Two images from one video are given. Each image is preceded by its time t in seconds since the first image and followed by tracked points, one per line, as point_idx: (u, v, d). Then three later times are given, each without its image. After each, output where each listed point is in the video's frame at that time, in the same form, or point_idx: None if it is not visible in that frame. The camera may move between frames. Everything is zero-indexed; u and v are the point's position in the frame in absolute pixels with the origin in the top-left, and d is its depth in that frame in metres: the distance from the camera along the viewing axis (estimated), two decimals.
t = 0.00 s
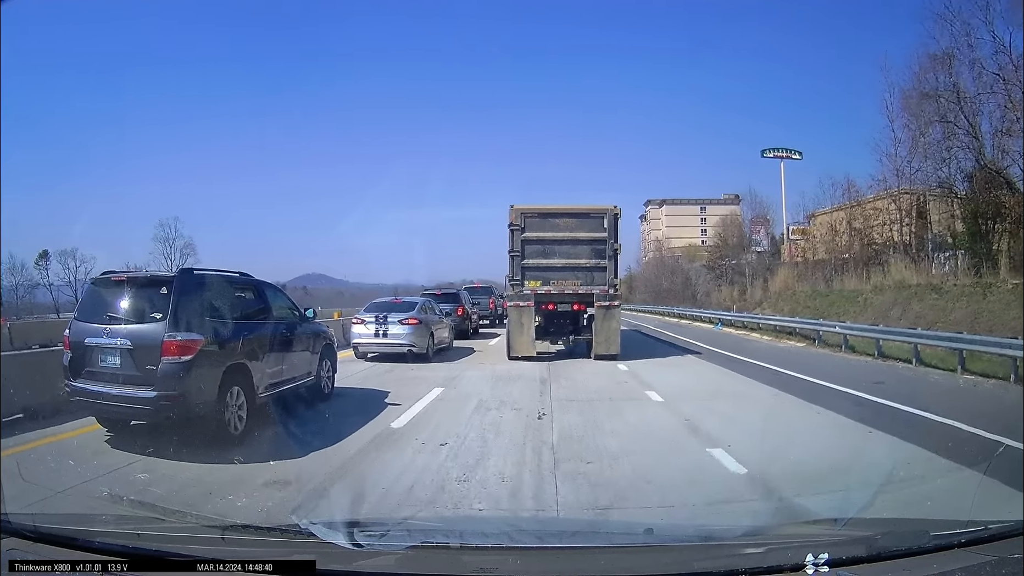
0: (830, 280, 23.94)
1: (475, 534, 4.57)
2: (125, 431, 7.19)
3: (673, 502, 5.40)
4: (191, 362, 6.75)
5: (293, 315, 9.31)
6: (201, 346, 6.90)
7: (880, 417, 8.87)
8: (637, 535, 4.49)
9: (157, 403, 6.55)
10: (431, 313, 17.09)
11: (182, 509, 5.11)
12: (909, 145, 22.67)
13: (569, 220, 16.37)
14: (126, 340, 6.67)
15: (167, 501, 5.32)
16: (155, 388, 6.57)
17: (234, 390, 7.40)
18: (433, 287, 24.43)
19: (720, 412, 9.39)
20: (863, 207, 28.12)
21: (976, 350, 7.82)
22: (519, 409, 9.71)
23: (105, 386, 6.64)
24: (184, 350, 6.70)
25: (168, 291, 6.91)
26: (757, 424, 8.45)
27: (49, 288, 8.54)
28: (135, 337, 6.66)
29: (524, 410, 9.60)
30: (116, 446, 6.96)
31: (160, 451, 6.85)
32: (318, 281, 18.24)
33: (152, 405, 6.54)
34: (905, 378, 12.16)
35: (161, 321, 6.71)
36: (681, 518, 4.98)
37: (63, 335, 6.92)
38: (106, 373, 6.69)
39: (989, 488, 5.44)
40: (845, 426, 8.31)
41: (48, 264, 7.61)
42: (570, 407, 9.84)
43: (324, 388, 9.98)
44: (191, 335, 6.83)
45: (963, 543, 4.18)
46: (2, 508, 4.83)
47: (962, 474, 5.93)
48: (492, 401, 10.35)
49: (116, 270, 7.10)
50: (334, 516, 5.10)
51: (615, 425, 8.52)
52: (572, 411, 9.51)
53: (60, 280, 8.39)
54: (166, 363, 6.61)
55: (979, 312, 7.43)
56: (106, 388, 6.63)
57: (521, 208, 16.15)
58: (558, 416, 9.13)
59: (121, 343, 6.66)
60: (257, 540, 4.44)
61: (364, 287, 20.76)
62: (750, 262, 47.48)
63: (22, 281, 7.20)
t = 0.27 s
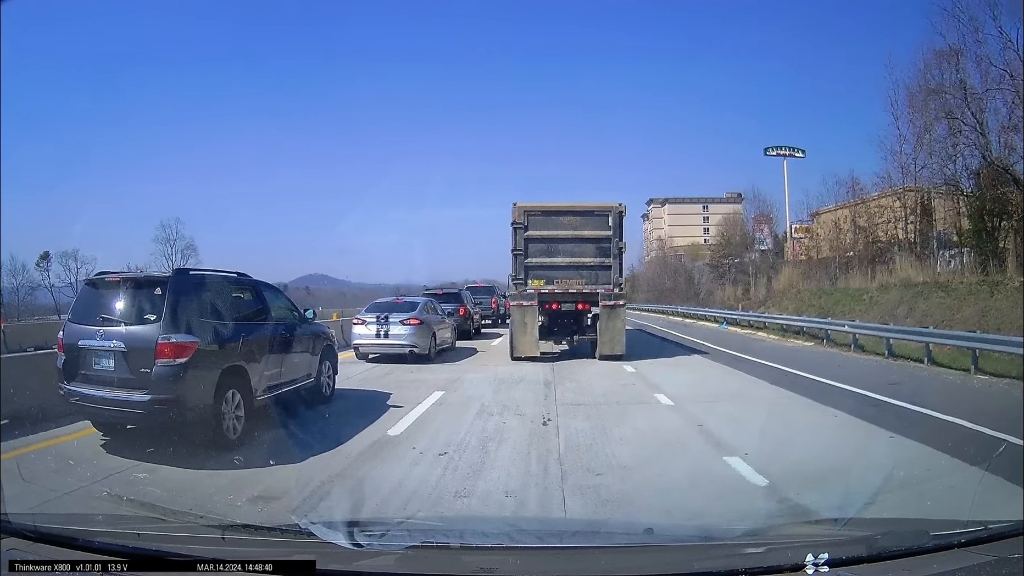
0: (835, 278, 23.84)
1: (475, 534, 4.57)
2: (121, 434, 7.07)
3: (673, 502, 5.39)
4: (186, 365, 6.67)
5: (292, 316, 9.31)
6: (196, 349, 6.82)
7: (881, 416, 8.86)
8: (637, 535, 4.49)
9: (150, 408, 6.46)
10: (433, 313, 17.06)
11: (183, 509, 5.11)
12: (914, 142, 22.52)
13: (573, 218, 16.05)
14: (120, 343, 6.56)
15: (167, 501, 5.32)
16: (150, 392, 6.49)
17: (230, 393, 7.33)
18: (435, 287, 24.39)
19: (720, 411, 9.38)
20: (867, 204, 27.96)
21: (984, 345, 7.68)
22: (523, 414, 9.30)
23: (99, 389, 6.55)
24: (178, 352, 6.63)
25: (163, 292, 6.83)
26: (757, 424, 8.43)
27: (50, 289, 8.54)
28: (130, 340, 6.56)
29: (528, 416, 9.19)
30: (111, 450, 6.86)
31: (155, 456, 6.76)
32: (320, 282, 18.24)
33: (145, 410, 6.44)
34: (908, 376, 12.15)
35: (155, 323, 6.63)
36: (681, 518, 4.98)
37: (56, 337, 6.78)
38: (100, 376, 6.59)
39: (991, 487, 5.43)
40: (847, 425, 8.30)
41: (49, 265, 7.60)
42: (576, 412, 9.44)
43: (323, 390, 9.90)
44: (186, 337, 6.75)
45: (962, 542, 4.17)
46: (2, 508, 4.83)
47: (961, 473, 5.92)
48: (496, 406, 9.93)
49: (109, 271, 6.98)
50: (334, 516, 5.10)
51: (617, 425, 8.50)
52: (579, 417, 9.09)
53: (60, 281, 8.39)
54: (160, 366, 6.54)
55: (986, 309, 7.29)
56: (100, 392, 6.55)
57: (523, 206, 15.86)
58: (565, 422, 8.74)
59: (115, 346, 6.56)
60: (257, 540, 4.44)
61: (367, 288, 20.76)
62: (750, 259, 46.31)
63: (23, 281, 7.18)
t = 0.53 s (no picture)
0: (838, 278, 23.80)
1: (475, 534, 4.57)
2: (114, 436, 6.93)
3: (673, 502, 5.39)
4: (181, 366, 6.53)
5: (292, 316, 9.29)
6: (191, 349, 6.69)
7: (881, 416, 8.85)
8: (637, 535, 4.49)
9: (144, 410, 6.31)
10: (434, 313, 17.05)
11: (183, 509, 5.11)
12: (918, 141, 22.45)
13: (576, 217, 15.93)
14: (113, 343, 6.44)
15: (166, 501, 5.30)
16: (143, 394, 6.35)
17: (227, 395, 7.19)
18: (436, 287, 24.39)
19: (721, 412, 9.38)
20: (871, 204, 27.89)
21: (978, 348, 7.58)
22: (525, 420, 8.92)
23: (94, 391, 6.43)
24: (173, 352, 6.50)
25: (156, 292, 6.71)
26: (757, 424, 8.43)
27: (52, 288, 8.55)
28: (123, 340, 6.44)
29: (530, 421, 8.81)
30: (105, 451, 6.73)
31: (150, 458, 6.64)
32: (322, 281, 18.26)
33: (139, 412, 6.30)
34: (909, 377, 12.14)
35: (149, 324, 6.51)
36: (681, 518, 4.98)
37: (52, 337, 6.71)
38: (95, 377, 6.48)
39: (991, 487, 5.42)
40: (847, 425, 8.30)
41: (49, 264, 7.61)
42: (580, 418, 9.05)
43: (322, 391, 9.80)
44: (180, 338, 6.61)
45: (962, 543, 4.17)
46: (2, 508, 4.83)
47: (961, 474, 5.91)
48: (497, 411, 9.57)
49: (102, 270, 6.87)
50: (334, 516, 5.10)
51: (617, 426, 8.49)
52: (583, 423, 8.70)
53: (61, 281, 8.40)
54: (154, 367, 6.40)
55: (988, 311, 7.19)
56: (93, 393, 6.43)
57: (526, 204, 15.77)
58: (569, 428, 8.37)
59: (108, 346, 6.44)
60: (256, 540, 4.44)
61: (368, 288, 20.78)
62: (755, 259, 46.41)
63: (25, 280, 7.15)
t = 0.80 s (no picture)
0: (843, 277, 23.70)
1: (475, 534, 4.56)
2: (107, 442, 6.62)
3: (673, 501, 5.39)
4: (174, 368, 6.23)
5: (290, 316, 9.13)
6: (185, 350, 6.38)
7: (881, 416, 8.85)
8: (638, 535, 4.49)
9: (136, 414, 6.01)
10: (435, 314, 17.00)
11: (183, 509, 5.11)
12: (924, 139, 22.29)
13: (581, 215, 15.50)
14: (105, 345, 6.15)
15: (168, 501, 5.30)
16: (137, 397, 6.05)
17: (223, 398, 6.90)
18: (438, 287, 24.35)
19: (721, 412, 9.37)
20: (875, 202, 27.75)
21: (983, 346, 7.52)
22: (531, 426, 8.53)
23: (86, 393, 6.14)
24: (166, 354, 6.18)
25: (149, 292, 6.42)
26: (757, 424, 8.42)
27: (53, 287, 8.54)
28: (115, 341, 6.14)
29: (536, 427, 8.42)
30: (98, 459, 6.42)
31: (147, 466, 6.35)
32: (323, 281, 18.25)
33: (131, 416, 6.00)
34: (910, 377, 12.14)
35: (141, 324, 6.22)
36: (682, 518, 4.97)
37: (42, 339, 6.41)
38: (86, 379, 6.19)
39: (991, 487, 5.42)
40: (848, 425, 8.30)
41: (50, 263, 7.52)
42: (586, 423, 8.68)
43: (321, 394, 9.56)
44: (174, 339, 6.32)
45: (963, 543, 4.17)
46: (2, 509, 4.83)
47: (961, 473, 5.90)
48: (500, 416, 9.19)
49: (95, 268, 6.60)
50: (334, 516, 5.10)
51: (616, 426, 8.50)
52: (591, 429, 8.34)
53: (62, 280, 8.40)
54: (147, 369, 6.10)
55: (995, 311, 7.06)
56: (85, 396, 6.13)
57: (529, 201, 15.29)
58: (578, 435, 7.97)
59: (100, 348, 6.15)
60: (256, 540, 4.44)
61: (370, 287, 20.76)
62: (758, 259, 46.36)
63: (26, 280, 7.18)
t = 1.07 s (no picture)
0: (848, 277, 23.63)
1: (475, 534, 4.56)
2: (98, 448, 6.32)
3: (673, 501, 5.39)
4: (166, 372, 6.04)
5: (289, 317, 8.89)
6: (177, 353, 6.20)
7: (882, 416, 8.84)
8: (637, 535, 4.49)
9: (127, 419, 5.80)
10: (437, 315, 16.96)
11: (183, 509, 5.11)
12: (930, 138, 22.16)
13: (586, 213, 15.18)
14: (96, 347, 5.95)
15: (169, 501, 5.32)
16: (128, 401, 5.85)
17: (216, 403, 6.72)
18: (440, 287, 24.29)
19: (722, 411, 9.37)
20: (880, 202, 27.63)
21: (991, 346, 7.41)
22: (536, 433, 8.11)
23: (76, 397, 5.94)
24: (157, 357, 5.99)
25: (142, 292, 6.23)
26: (757, 424, 8.42)
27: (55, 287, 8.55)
28: (106, 343, 5.94)
29: (541, 434, 7.99)
30: (90, 467, 6.12)
31: (144, 472, 6.12)
32: (325, 281, 18.24)
33: (122, 421, 5.80)
34: (913, 377, 12.12)
35: (132, 326, 6.03)
36: (682, 517, 4.98)
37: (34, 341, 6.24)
38: (77, 383, 6.00)
39: (991, 487, 5.41)
40: (849, 425, 8.29)
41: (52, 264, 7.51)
42: (592, 430, 8.25)
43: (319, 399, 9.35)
44: (166, 341, 6.13)
45: (962, 542, 4.17)
46: (2, 509, 4.83)
47: (961, 473, 5.89)
48: (504, 423, 8.73)
49: (86, 269, 6.39)
50: (334, 516, 5.10)
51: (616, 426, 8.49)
52: (599, 436, 7.91)
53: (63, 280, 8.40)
54: (137, 373, 5.91)
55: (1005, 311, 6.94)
56: (75, 400, 5.93)
57: (533, 199, 15.02)
58: (586, 443, 7.53)
59: (91, 351, 5.95)
60: (256, 540, 4.44)
61: (372, 288, 20.74)
62: (761, 259, 46.31)
63: (30, 281, 7.21)
